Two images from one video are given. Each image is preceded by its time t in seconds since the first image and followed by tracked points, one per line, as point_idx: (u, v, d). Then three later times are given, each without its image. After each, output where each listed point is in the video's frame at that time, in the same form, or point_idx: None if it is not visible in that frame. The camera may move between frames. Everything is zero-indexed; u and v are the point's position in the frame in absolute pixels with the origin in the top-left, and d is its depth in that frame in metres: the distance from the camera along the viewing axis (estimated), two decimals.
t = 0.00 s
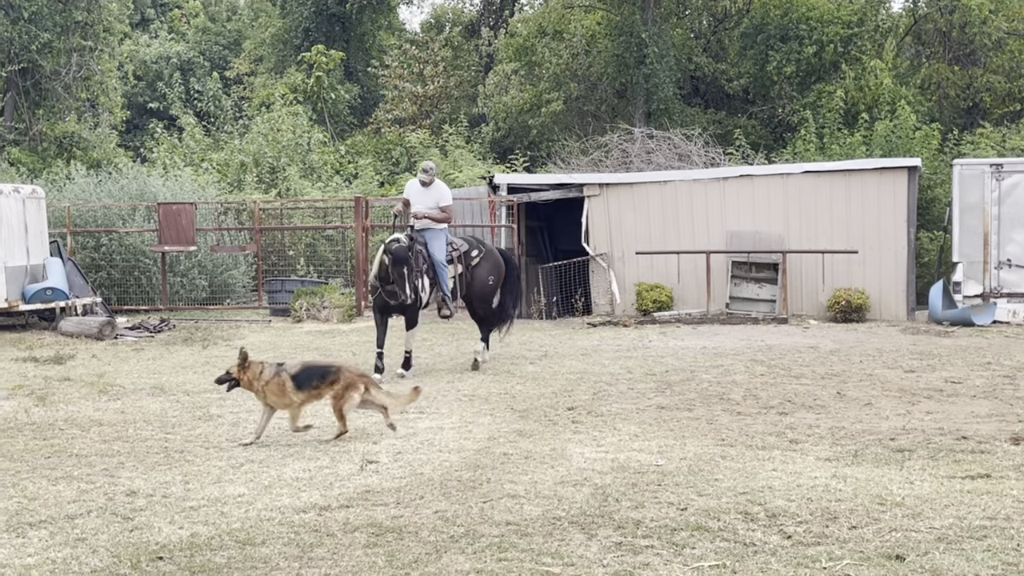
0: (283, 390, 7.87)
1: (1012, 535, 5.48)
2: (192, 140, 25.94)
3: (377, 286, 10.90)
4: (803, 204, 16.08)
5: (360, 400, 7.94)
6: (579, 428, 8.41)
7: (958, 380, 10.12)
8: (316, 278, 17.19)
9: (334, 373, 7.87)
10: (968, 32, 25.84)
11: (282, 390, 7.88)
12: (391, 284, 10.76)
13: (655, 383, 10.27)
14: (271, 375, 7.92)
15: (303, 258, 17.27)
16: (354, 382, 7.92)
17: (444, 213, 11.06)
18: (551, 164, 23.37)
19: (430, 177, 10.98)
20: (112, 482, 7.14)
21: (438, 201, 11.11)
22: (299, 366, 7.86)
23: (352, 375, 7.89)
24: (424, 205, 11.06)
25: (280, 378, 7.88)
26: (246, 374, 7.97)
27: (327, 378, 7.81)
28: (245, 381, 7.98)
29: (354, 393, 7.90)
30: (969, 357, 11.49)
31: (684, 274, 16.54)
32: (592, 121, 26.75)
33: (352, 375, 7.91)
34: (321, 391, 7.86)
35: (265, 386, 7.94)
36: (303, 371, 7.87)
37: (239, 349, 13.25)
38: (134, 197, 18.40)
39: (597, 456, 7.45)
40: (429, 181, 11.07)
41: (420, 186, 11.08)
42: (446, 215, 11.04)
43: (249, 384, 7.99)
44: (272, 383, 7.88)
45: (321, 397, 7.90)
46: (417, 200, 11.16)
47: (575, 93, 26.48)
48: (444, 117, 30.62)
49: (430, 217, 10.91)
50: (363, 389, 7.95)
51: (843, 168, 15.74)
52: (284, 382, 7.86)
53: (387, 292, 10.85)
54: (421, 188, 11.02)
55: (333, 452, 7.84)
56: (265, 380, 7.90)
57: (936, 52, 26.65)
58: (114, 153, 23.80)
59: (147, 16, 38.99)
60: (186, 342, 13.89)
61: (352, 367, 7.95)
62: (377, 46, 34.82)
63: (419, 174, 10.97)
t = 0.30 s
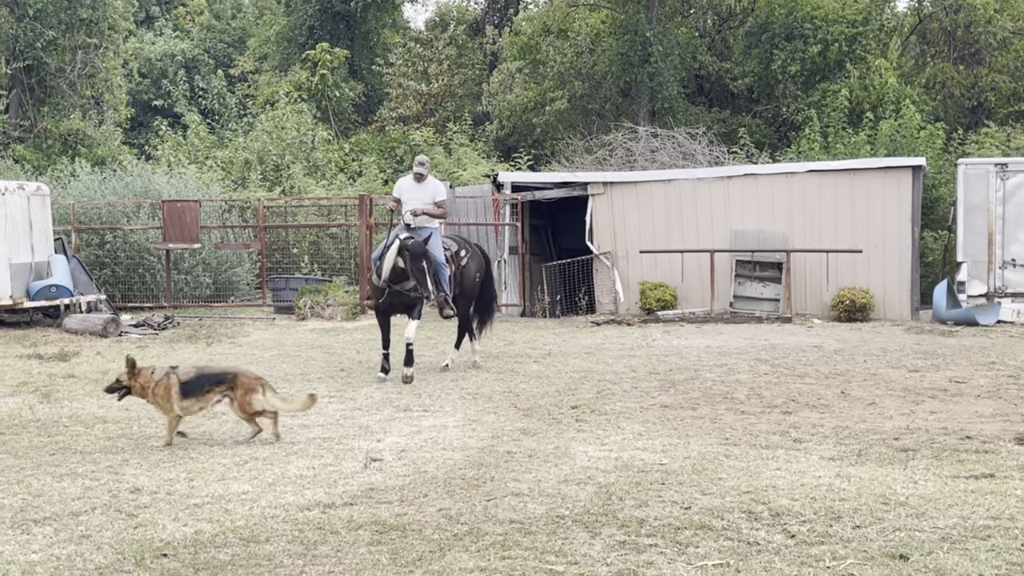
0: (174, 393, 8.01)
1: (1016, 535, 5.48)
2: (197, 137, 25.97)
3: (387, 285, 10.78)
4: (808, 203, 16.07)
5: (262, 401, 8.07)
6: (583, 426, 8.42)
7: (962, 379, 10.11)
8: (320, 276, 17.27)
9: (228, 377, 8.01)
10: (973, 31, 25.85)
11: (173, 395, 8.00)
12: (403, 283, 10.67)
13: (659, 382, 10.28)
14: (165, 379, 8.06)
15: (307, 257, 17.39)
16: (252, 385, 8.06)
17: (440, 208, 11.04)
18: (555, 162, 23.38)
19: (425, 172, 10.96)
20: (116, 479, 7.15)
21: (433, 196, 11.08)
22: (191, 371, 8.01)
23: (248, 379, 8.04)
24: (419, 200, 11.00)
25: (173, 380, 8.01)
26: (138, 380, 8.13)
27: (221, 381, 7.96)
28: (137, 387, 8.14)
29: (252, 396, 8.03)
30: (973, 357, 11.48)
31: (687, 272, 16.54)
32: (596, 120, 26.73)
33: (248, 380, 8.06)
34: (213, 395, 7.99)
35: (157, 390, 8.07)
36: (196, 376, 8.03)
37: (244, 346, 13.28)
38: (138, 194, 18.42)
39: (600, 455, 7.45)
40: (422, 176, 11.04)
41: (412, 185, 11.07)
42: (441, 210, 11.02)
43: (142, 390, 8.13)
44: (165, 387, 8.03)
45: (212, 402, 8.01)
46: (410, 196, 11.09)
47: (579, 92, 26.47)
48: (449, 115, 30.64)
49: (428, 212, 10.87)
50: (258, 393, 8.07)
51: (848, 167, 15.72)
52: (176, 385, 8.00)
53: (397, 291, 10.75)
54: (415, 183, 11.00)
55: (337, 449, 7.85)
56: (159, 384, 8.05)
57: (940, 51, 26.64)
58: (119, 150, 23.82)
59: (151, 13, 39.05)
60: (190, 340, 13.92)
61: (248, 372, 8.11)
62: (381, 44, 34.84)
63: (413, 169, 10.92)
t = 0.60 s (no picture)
0: (67, 391, 8.13)
1: (1019, 532, 5.47)
2: (200, 133, 25.99)
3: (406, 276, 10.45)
4: (811, 200, 16.06)
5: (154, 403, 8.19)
6: (586, 423, 8.42)
7: (965, 376, 10.10)
8: (323, 272, 17.26)
9: (125, 377, 8.10)
10: (977, 28, 25.82)
11: (68, 393, 8.13)
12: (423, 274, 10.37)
13: (662, 379, 10.28)
14: (58, 377, 8.15)
15: (310, 253, 17.38)
16: (150, 385, 8.14)
17: (440, 203, 11.03)
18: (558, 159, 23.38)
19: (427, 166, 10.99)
20: (119, 474, 7.16)
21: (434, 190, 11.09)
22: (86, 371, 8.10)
23: (145, 379, 8.13)
24: (420, 195, 10.98)
25: (66, 380, 8.12)
26: (30, 378, 8.22)
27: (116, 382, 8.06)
28: (28, 385, 8.24)
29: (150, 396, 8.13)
30: (976, 354, 11.48)
31: (690, 269, 16.53)
32: (599, 116, 26.75)
33: (144, 378, 8.14)
34: (110, 394, 8.11)
35: (50, 387, 8.18)
36: (90, 375, 8.11)
37: (247, 342, 13.29)
38: (141, 190, 18.43)
39: (603, 451, 7.46)
40: (423, 171, 11.05)
41: (412, 179, 11.05)
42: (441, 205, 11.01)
43: (33, 387, 8.24)
44: (58, 385, 8.13)
45: (108, 401, 8.14)
46: (409, 191, 11.05)
47: (582, 88, 26.50)
48: (451, 112, 30.59)
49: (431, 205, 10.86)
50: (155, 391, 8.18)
51: (851, 164, 15.72)
52: (69, 384, 8.12)
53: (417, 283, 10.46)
54: (415, 178, 10.99)
55: (340, 445, 7.86)
56: (51, 382, 8.15)
57: (944, 48, 26.84)
58: (122, 146, 23.84)
59: (155, 9, 39.08)
60: (194, 335, 13.94)
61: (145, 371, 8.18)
62: (384, 40, 34.85)
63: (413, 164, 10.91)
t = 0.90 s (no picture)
0: None
1: (1021, 526, 5.48)
2: (201, 127, 25.96)
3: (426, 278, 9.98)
4: (812, 194, 16.06)
5: (51, 396, 8.26)
6: (587, 417, 8.42)
7: (967, 370, 10.10)
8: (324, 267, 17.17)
9: (24, 370, 8.07)
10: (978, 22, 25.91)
11: None
12: (445, 276, 9.91)
13: (663, 372, 10.29)
14: None
15: (311, 248, 17.24)
16: (48, 377, 8.21)
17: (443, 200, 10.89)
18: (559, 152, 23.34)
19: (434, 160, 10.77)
20: (121, 468, 7.17)
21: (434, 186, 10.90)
22: None
23: (45, 371, 8.20)
24: (428, 190, 10.74)
25: None
26: None
27: (16, 374, 8.03)
28: None
29: (49, 386, 8.19)
30: (977, 348, 11.48)
31: (691, 263, 16.52)
32: (600, 110, 26.72)
33: (43, 371, 8.19)
34: (5, 385, 8.03)
35: None
36: None
37: (248, 336, 13.30)
38: (143, 184, 18.44)
39: (605, 445, 7.46)
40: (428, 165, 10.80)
41: (415, 174, 10.71)
42: (445, 202, 10.89)
43: None
44: None
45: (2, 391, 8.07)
46: (414, 185, 10.73)
47: (583, 82, 26.48)
48: (452, 106, 30.54)
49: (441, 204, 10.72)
50: (53, 385, 8.26)
51: (852, 158, 15.71)
52: None
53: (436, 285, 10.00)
54: (424, 172, 10.72)
55: (342, 439, 7.86)
56: None
57: (945, 42, 26.83)
58: (123, 140, 23.83)
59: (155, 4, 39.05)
60: (195, 329, 13.94)
61: (47, 365, 8.24)
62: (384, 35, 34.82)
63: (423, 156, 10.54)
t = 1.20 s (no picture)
0: None
1: (1020, 511, 5.49)
2: (201, 114, 25.94)
3: (453, 262, 9.83)
4: (812, 180, 16.03)
5: None
6: (587, 403, 8.43)
7: (967, 356, 10.10)
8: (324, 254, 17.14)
9: None
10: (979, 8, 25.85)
11: None
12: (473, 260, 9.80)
13: (663, 359, 10.30)
14: None
15: (311, 234, 17.28)
16: None
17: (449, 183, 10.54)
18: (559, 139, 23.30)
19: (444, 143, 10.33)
20: (122, 454, 7.18)
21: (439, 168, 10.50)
22: None
23: None
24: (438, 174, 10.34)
25: None
26: None
27: None
28: None
29: None
30: (976, 334, 11.48)
31: (691, 250, 16.52)
32: (600, 96, 26.70)
33: None
34: None
35: None
36: None
37: (248, 323, 13.31)
38: (142, 171, 18.41)
39: (605, 431, 7.47)
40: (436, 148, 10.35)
41: (424, 155, 10.25)
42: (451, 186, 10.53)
43: None
44: None
45: None
46: (425, 168, 10.28)
47: (583, 68, 26.41)
48: (452, 92, 30.47)
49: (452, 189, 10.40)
50: None
51: (853, 144, 15.69)
52: None
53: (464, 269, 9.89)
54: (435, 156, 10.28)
55: (342, 425, 7.87)
56: None
57: (946, 28, 26.77)
58: (123, 126, 23.81)
59: None
60: (195, 316, 13.94)
61: None
62: (384, 20, 34.74)
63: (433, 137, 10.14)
